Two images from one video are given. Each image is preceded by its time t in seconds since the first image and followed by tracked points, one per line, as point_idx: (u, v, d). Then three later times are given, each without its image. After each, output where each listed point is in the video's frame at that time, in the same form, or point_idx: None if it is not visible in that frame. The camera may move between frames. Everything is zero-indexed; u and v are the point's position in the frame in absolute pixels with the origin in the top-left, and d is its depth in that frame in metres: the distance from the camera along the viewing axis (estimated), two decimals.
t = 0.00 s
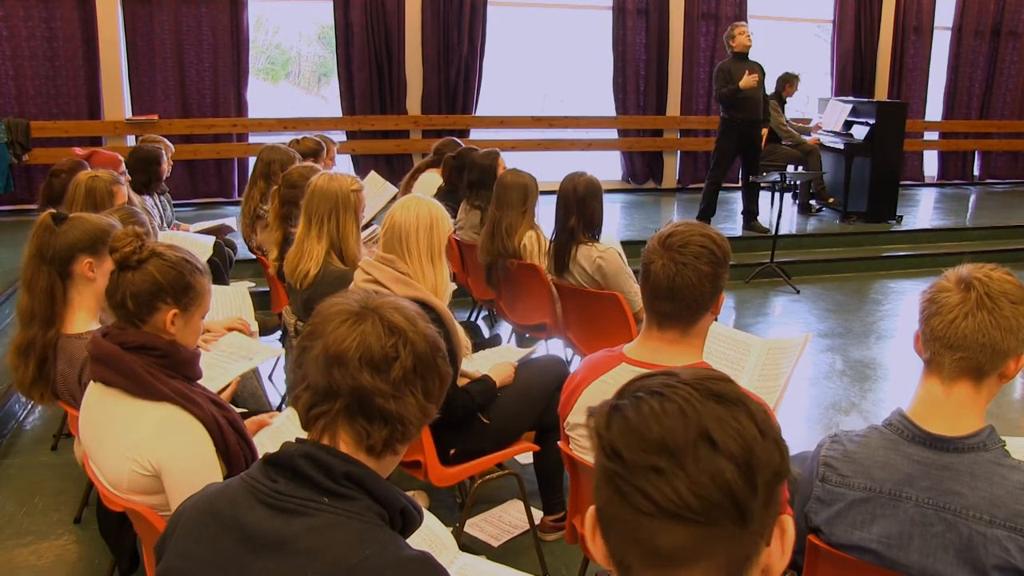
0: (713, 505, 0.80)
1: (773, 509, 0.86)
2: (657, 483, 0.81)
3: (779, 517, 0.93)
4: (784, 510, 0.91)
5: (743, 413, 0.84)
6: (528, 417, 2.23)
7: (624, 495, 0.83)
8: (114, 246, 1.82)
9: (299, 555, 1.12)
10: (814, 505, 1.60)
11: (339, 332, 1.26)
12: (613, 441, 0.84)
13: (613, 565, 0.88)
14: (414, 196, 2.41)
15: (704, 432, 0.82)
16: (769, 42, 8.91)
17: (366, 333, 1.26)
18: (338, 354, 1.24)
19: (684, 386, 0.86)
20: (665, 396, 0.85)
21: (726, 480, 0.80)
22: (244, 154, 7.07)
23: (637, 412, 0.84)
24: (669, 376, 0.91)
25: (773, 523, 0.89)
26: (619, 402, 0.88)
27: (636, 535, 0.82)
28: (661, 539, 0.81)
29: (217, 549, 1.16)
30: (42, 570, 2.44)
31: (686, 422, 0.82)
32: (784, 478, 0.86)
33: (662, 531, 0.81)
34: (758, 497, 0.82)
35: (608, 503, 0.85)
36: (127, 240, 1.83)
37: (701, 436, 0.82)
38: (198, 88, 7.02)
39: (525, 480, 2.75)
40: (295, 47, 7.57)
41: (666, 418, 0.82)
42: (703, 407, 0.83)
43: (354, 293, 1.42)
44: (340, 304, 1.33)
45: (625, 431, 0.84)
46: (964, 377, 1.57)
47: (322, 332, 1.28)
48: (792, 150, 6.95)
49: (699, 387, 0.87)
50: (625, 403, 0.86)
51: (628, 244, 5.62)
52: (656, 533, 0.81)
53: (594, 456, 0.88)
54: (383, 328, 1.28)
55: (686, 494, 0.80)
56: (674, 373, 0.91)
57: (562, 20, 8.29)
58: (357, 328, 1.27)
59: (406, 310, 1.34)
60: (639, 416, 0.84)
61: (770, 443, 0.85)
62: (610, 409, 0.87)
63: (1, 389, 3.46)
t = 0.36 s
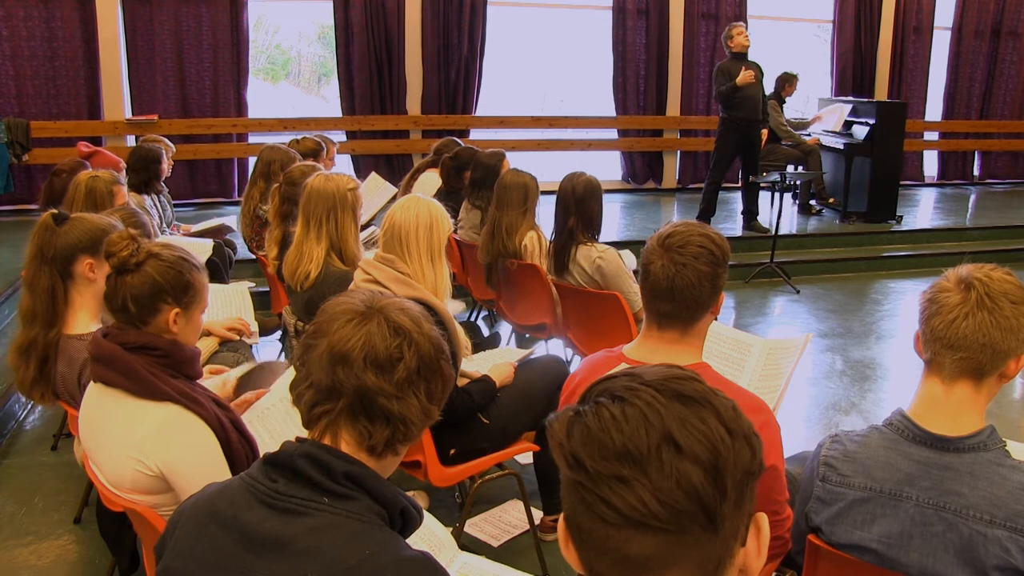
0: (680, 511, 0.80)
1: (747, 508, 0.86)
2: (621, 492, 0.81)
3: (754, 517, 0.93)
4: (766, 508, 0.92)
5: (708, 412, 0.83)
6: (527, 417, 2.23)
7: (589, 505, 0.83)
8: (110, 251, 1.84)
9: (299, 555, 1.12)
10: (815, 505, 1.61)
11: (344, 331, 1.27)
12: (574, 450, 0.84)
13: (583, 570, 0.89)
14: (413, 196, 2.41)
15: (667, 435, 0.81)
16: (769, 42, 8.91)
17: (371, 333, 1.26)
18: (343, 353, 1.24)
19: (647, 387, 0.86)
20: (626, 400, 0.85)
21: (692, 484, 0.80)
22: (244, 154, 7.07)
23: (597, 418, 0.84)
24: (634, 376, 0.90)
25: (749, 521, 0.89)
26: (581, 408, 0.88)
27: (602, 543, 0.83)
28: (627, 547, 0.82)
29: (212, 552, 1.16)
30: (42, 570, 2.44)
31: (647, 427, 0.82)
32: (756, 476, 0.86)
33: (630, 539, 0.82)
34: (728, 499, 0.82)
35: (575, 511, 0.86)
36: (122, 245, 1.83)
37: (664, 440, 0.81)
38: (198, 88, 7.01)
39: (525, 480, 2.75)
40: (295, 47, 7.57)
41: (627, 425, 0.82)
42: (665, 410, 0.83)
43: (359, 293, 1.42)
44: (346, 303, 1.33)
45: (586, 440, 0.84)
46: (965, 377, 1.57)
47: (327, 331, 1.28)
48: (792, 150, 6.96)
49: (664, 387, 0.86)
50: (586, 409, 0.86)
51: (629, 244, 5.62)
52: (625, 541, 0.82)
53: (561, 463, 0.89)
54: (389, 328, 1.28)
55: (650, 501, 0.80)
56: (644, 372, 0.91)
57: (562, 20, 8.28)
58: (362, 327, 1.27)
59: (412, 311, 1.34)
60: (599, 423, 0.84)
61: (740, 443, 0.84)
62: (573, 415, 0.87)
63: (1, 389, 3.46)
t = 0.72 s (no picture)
0: (690, 513, 0.80)
1: (756, 512, 0.86)
2: (632, 492, 0.81)
3: (766, 523, 0.95)
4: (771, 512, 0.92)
5: (721, 415, 0.84)
6: (527, 417, 2.23)
7: (599, 503, 0.83)
8: (107, 254, 1.83)
9: (298, 555, 1.11)
10: (815, 504, 1.61)
11: (343, 330, 1.27)
12: (585, 448, 0.85)
13: (591, 570, 0.89)
14: (412, 195, 2.41)
15: (679, 436, 0.82)
16: (769, 42, 8.91)
17: (371, 332, 1.26)
18: (342, 352, 1.25)
19: (659, 389, 0.86)
20: (638, 400, 0.85)
21: (702, 486, 0.80)
22: (244, 154, 7.06)
23: (609, 418, 0.85)
24: (647, 377, 0.91)
25: (758, 526, 0.89)
26: (593, 407, 0.88)
27: (610, 543, 0.83)
28: (635, 547, 0.82)
29: (213, 550, 1.16)
30: (41, 570, 2.44)
31: (659, 428, 0.82)
32: (767, 480, 0.86)
33: (640, 540, 0.81)
34: (738, 501, 0.83)
35: (584, 510, 0.86)
36: (119, 249, 1.83)
37: (676, 441, 0.81)
38: (198, 88, 7.01)
39: (525, 480, 2.75)
40: (295, 47, 7.57)
41: (638, 424, 0.83)
42: (678, 410, 0.83)
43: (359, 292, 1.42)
44: (345, 302, 1.33)
45: (598, 438, 0.84)
46: (963, 377, 1.57)
47: (327, 330, 1.29)
48: (791, 150, 6.96)
49: (676, 389, 0.86)
50: (599, 408, 0.87)
51: (628, 244, 5.62)
52: (634, 541, 0.82)
53: (570, 462, 0.89)
54: (388, 327, 1.28)
55: (660, 502, 0.80)
56: (656, 373, 0.91)
57: (561, 21, 8.28)
58: (361, 326, 1.27)
59: (411, 310, 1.35)
60: (611, 422, 0.84)
61: (751, 445, 0.84)
62: (585, 414, 0.88)
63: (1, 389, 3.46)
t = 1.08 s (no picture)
0: (693, 512, 0.80)
1: (759, 513, 0.86)
2: (635, 490, 0.81)
3: (768, 525, 0.95)
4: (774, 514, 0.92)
5: (725, 415, 0.84)
6: (524, 417, 2.22)
7: (603, 502, 0.84)
8: (100, 255, 1.83)
9: (294, 557, 1.11)
10: (810, 505, 1.61)
11: (338, 329, 1.27)
12: (590, 446, 0.85)
13: (593, 569, 0.88)
14: (409, 194, 2.42)
15: (683, 436, 0.82)
16: (764, 42, 8.91)
17: (365, 331, 1.27)
18: (337, 351, 1.25)
19: (664, 389, 0.87)
20: (644, 400, 0.86)
21: (705, 485, 0.80)
22: (240, 154, 7.06)
23: (613, 417, 0.85)
24: (653, 377, 0.91)
25: (762, 529, 0.89)
26: (597, 407, 0.88)
27: (613, 541, 0.83)
28: (639, 545, 0.82)
29: (211, 549, 1.16)
30: (37, 571, 2.44)
31: (663, 427, 0.82)
32: (771, 481, 0.86)
33: (643, 538, 0.81)
34: (741, 501, 0.82)
35: (587, 509, 0.86)
36: (112, 250, 1.83)
37: (680, 440, 0.82)
38: (194, 88, 7.00)
39: (522, 481, 2.75)
40: (291, 47, 7.56)
41: (643, 423, 0.83)
42: (682, 410, 0.83)
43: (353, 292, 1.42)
44: (340, 302, 1.34)
45: (602, 437, 0.85)
46: (958, 376, 1.57)
47: (322, 329, 1.29)
48: (788, 150, 6.96)
49: (681, 389, 0.87)
50: (604, 408, 0.88)
51: (624, 244, 5.62)
52: (637, 540, 0.82)
53: (572, 461, 0.89)
54: (383, 326, 1.28)
55: (664, 501, 0.80)
56: (661, 375, 0.92)
57: (557, 21, 8.28)
58: (356, 325, 1.27)
59: (406, 309, 1.35)
60: (616, 421, 0.85)
61: (755, 447, 0.85)
62: (590, 413, 0.88)
63: None
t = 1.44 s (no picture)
0: (683, 512, 0.80)
1: (751, 513, 0.86)
2: (625, 491, 0.81)
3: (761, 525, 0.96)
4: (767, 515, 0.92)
5: (716, 415, 0.84)
6: (516, 417, 2.23)
7: (593, 502, 0.84)
8: (85, 256, 1.82)
9: (284, 557, 1.11)
10: (802, 503, 1.62)
11: (328, 328, 1.27)
12: (581, 446, 0.85)
13: (585, 569, 0.88)
14: (400, 195, 2.41)
15: (673, 436, 0.82)
16: (755, 42, 8.93)
17: (354, 329, 1.26)
18: (327, 349, 1.25)
19: (656, 389, 0.87)
20: (634, 400, 0.86)
21: (695, 485, 0.80)
22: (232, 154, 7.05)
23: (604, 417, 0.85)
24: (645, 377, 0.91)
25: (754, 529, 0.89)
26: (589, 406, 0.89)
27: (604, 541, 0.83)
28: (629, 546, 0.81)
29: (202, 551, 1.16)
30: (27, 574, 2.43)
31: (654, 427, 0.82)
32: (762, 482, 0.86)
33: (632, 539, 0.81)
34: (731, 502, 0.82)
35: (579, 508, 0.86)
36: (99, 251, 1.82)
37: (670, 440, 0.82)
38: (185, 88, 6.97)
39: (514, 481, 2.75)
40: (283, 47, 7.54)
41: (633, 423, 0.83)
42: (673, 410, 0.83)
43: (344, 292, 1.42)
44: (331, 301, 1.33)
45: (593, 438, 0.85)
46: (948, 376, 1.58)
47: (312, 328, 1.29)
48: (779, 150, 6.97)
49: (672, 389, 0.87)
50: (595, 408, 0.88)
51: (616, 244, 5.63)
52: (628, 540, 0.82)
53: (563, 461, 0.89)
54: (373, 325, 1.28)
55: (655, 502, 0.80)
56: (653, 374, 0.92)
57: (549, 21, 8.29)
58: (346, 324, 1.27)
59: (396, 308, 1.34)
60: (606, 422, 0.85)
61: (746, 447, 0.85)
62: (581, 414, 0.88)
63: None
